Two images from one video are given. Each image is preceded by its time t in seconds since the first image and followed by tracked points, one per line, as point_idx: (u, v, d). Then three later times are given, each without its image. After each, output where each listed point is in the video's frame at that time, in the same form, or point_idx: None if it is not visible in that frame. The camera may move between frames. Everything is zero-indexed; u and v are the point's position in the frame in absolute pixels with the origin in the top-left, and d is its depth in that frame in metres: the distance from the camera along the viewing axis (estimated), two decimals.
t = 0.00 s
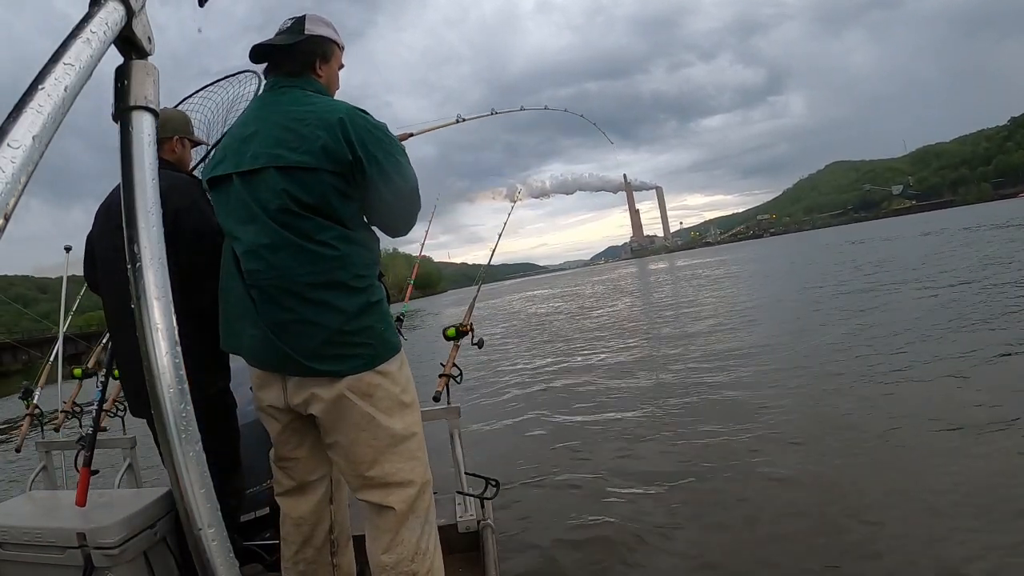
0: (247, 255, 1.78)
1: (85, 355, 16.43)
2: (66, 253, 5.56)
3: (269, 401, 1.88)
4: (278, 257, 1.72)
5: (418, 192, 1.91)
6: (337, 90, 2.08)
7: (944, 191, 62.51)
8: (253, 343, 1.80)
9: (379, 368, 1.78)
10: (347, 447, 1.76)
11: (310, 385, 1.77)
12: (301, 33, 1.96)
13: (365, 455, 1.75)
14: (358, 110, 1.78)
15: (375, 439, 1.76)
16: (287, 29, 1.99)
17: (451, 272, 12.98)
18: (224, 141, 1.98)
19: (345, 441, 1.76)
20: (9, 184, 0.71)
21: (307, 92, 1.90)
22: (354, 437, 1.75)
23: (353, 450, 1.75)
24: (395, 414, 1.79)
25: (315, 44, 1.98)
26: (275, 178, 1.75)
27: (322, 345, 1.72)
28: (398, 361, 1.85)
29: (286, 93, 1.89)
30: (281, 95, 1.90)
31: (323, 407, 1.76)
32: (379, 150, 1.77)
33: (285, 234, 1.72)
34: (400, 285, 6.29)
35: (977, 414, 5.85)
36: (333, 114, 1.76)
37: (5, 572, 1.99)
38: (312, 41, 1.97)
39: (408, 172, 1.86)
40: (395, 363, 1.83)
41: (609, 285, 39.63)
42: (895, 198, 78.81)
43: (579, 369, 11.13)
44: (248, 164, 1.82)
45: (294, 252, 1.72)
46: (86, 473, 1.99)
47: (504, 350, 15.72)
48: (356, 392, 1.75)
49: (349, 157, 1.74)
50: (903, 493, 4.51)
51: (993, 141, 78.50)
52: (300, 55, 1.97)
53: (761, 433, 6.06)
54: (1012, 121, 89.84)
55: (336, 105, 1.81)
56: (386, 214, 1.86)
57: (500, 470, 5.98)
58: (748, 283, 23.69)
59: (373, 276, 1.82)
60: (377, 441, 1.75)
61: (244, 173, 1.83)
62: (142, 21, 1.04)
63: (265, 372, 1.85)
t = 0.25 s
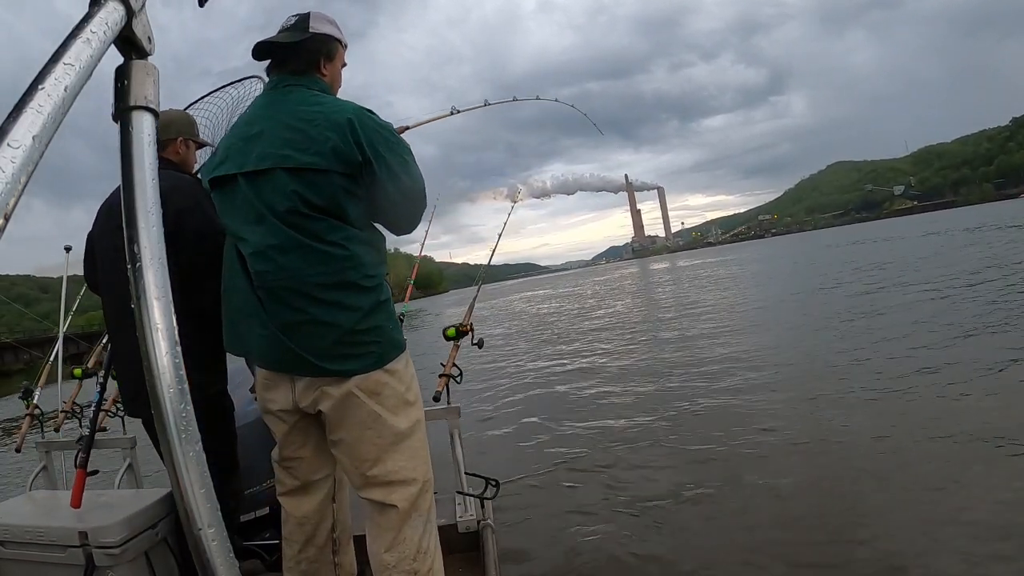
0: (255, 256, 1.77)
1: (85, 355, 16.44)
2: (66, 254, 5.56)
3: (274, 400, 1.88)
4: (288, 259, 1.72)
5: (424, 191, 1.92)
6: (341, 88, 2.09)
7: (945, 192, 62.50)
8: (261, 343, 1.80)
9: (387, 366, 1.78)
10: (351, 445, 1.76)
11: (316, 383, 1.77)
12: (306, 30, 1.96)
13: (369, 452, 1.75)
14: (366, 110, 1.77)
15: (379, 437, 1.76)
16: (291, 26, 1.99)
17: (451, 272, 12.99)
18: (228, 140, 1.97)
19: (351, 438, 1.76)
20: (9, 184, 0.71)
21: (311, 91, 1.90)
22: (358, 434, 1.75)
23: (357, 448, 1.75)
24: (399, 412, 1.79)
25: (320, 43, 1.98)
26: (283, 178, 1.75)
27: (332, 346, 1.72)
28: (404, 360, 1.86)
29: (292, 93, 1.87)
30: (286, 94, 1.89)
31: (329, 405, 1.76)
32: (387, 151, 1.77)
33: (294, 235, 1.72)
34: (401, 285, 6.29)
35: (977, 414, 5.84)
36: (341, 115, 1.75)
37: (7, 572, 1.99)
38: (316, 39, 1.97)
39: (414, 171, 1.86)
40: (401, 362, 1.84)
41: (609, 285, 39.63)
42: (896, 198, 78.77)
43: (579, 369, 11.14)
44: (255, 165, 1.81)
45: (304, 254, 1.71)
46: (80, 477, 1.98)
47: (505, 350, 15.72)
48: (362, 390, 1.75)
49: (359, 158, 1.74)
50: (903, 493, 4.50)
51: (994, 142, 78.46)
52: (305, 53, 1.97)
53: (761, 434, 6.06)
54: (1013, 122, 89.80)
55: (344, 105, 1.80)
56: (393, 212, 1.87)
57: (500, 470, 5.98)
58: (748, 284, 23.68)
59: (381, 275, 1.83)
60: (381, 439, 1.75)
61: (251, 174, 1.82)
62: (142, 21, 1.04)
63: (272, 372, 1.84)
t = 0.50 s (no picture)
0: (259, 258, 1.76)
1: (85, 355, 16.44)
2: (66, 254, 5.56)
3: (277, 399, 1.88)
4: (293, 259, 1.72)
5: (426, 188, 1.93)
6: (339, 86, 2.09)
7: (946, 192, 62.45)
8: (266, 344, 1.80)
9: (390, 364, 1.79)
10: (353, 444, 1.76)
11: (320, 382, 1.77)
12: (305, 28, 1.96)
13: (370, 450, 1.75)
14: (369, 109, 1.77)
15: (381, 434, 1.76)
16: (289, 24, 1.99)
17: (452, 272, 12.99)
18: (228, 140, 1.95)
19: (353, 437, 1.76)
20: (9, 184, 0.71)
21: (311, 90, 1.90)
22: (360, 432, 1.76)
23: (359, 445, 1.76)
24: (401, 410, 1.80)
25: (319, 41, 1.98)
26: (286, 179, 1.74)
27: (339, 346, 1.72)
28: (407, 358, 1.87)
29: (293, 92, 1.87)
30: (287, 93, 1.88)
31: (331, 403, 1.77)
32: (390, 149, 1.78)
33: (299, 236, 1.72)
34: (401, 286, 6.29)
35: (977, 415, 5.84)
36: (344, 114, 1.74)
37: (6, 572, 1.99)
38: (316, 37, 1.97)
39: (416, 169, 1.87)
40: (403, 360, 1.84)
41: (610, 285, 39.64)
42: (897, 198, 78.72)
43: (580, 369, 11.13)
44: (258, 165, 1.80)
45: (309, 254, 1.71)
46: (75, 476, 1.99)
47: (505, 350, 15.72)
48: (364, 388, 1.75)
49: (362, 158, 1.74)
50: (904, 493, 4.50)
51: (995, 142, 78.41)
52: (304, 52, 1.97)
53: (762, 434, 6.06)
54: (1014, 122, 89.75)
55: (346, 104, 1.79)
56: (395, 210, 1.88)
57: (501, 470, 5.98)
58: (749, 284, 23.68)
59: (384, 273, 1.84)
60: (383, 437, 1.76)
61: (253, 174, 1.81)
62: (142, 21, 1.05)
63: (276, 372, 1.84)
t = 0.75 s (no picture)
0: (259, 259, 1.76)
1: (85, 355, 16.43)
2: (66, 254, 5.56)
3: (276, 398, 1.88)
4: (293, 260, 1.71)
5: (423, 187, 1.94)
6: (337, 84, 2.09)
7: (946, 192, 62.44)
8: (266, 346, 1.79)
9: (389, 363, 1.79)
10: (353, 444, 1.76)
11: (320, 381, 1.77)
12: (302, 27, 1.96)
13: (370, 450, 1.75)
14: (365, 110, 1.77)
15: (381, 435, 1.76)
16: (285, 23, 1.99)
17: (452, 272, 12.99)
18: (224, 141, 1.94)
19: (353, 437, 1.76)
20: (9, 184, 0.71)
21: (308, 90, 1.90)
22: (360, 433, 1.75)
23: (359, 445, 1.75)
24: (401, 411, 1.80)
25: (316, 40, 1.98)
26: (285, 182, 1.74)
27: (339, 346, 1.72)
28: (406, 357, 1.88)
29: (289, 93, 1.86)
30: (284, 94, 1.87)
31: (331, 403, 1.77)
32: (388, 150, 1.78)
33: (298, 238, 1.71)
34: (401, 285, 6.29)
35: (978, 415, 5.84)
36: (341, 115, 1.74)
37: (5, 572, 2.00)
38: (313, 36, 1.97)
39: (414, 168, 1.88)
40: (402, 359, 1.85)
41: (610, 285, 39.65)
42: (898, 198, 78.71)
43: (580, 369, 11.12)
44: (255, 167, 1.79)
45: (309, 254, 1.71)
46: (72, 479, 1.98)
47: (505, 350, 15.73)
48: (365, 388, 1.75)
49: (361, 158, 1.74)
50: (904, 494, 4.50)
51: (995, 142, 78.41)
52: (301, 51, 1.97)
53: (762, 434, 6.05)
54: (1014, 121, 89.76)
55: (344, 105, 1.79)
56: (394, 210, 1.89)
57: (501, 470, 5.98)
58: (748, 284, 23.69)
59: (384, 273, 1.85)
60: (383, 437, 1.76)
61: (251, 177, 1.80)
62: (142, 21, 1.05)
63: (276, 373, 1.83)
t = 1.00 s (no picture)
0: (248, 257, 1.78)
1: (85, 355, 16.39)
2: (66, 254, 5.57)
3: (268, 399, 1.87)
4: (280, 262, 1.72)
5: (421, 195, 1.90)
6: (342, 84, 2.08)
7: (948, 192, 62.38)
8: (253, 344, 1.81)
9: (380, 367, 1.79)
10: (347, 448, 1.75)
11: (312, 384, 1.76)
12: (309, 26, 1.96)
13: (364, 454, 1.75)
14: (360, 115, 1.76)
15: (376, 438, 1.75)
16: (292, 21, 1.98)
17: (452, 272, 12.99)
18: (224, 137, 1.97)
19: (347, 440, 1.75)
20: (9, 184, 0.71)
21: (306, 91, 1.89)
22: (354, 437, 1.75)
23: (353, 449, 1.75)
24: (395, 413, 1.80)
25: (323, 39, 1.98)
26: (276, 183, 1.75)
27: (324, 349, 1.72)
28: (399, 359, 1.87)
29: (287, 93, 1.87)
30: (282, 94, 1.88)
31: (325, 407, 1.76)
32: (380, 156, 1.76)
33: (286, 240, 1.72)
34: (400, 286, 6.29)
35: (979, 416, 5.83)
36: (334, 119, 1.74)
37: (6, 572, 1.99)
38: (320, 35, 1.97)
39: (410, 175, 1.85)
40: (395, 363, 1.84)
41: (610, 285, 39.62)
42: (898, 198, 78.66)
43: (581, 369, 11.11)
44: (249, 166, 1.81)
45: (297, 256, 1.71)
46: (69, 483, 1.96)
47: (505, 350, 15.73)
48: (359, 390, 1.75)
49: (352, 163, 1.73)
50: (904, 494, 4.49)
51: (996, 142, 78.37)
52: (307, 50, 1.97)
53: (762, 435, 6.04)
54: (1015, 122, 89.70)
55: (338, 109, 1.78)
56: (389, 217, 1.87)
57: (501, 470, 5.97)
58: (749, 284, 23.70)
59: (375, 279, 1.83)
60: (377, 440, 1.76)
61: (244, 175, 1.82)
62: (142, 21, 1.05)
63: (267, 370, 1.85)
